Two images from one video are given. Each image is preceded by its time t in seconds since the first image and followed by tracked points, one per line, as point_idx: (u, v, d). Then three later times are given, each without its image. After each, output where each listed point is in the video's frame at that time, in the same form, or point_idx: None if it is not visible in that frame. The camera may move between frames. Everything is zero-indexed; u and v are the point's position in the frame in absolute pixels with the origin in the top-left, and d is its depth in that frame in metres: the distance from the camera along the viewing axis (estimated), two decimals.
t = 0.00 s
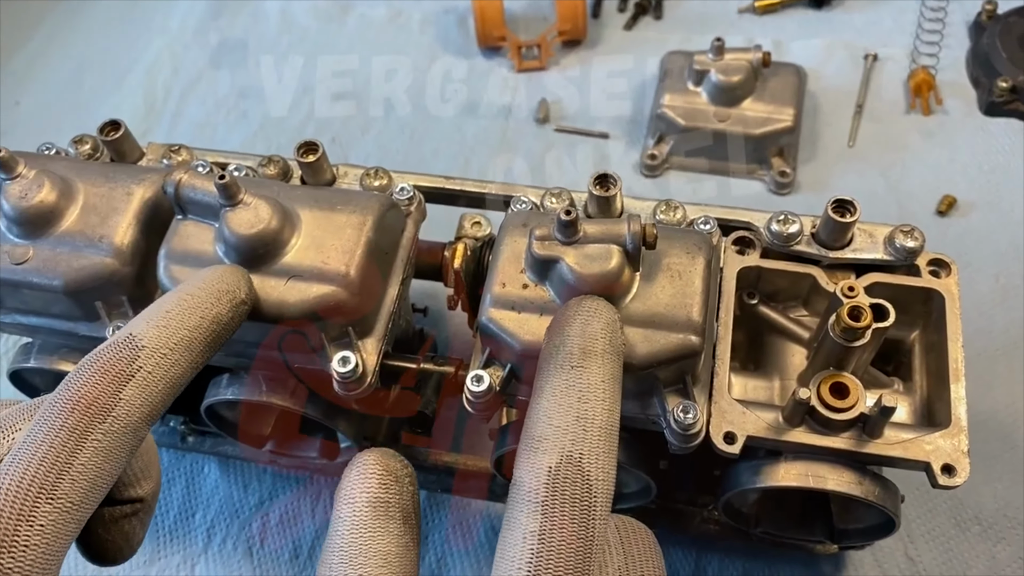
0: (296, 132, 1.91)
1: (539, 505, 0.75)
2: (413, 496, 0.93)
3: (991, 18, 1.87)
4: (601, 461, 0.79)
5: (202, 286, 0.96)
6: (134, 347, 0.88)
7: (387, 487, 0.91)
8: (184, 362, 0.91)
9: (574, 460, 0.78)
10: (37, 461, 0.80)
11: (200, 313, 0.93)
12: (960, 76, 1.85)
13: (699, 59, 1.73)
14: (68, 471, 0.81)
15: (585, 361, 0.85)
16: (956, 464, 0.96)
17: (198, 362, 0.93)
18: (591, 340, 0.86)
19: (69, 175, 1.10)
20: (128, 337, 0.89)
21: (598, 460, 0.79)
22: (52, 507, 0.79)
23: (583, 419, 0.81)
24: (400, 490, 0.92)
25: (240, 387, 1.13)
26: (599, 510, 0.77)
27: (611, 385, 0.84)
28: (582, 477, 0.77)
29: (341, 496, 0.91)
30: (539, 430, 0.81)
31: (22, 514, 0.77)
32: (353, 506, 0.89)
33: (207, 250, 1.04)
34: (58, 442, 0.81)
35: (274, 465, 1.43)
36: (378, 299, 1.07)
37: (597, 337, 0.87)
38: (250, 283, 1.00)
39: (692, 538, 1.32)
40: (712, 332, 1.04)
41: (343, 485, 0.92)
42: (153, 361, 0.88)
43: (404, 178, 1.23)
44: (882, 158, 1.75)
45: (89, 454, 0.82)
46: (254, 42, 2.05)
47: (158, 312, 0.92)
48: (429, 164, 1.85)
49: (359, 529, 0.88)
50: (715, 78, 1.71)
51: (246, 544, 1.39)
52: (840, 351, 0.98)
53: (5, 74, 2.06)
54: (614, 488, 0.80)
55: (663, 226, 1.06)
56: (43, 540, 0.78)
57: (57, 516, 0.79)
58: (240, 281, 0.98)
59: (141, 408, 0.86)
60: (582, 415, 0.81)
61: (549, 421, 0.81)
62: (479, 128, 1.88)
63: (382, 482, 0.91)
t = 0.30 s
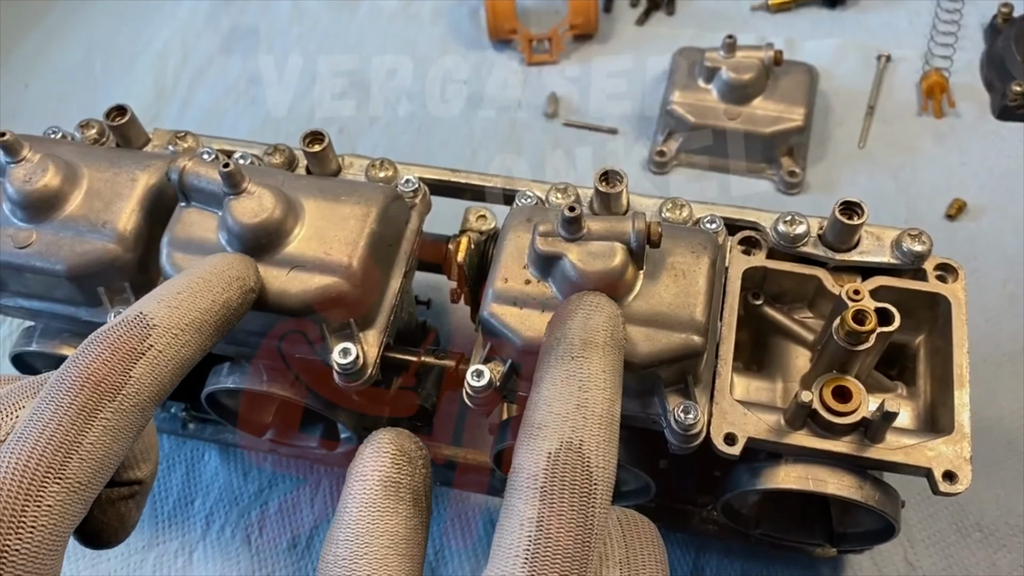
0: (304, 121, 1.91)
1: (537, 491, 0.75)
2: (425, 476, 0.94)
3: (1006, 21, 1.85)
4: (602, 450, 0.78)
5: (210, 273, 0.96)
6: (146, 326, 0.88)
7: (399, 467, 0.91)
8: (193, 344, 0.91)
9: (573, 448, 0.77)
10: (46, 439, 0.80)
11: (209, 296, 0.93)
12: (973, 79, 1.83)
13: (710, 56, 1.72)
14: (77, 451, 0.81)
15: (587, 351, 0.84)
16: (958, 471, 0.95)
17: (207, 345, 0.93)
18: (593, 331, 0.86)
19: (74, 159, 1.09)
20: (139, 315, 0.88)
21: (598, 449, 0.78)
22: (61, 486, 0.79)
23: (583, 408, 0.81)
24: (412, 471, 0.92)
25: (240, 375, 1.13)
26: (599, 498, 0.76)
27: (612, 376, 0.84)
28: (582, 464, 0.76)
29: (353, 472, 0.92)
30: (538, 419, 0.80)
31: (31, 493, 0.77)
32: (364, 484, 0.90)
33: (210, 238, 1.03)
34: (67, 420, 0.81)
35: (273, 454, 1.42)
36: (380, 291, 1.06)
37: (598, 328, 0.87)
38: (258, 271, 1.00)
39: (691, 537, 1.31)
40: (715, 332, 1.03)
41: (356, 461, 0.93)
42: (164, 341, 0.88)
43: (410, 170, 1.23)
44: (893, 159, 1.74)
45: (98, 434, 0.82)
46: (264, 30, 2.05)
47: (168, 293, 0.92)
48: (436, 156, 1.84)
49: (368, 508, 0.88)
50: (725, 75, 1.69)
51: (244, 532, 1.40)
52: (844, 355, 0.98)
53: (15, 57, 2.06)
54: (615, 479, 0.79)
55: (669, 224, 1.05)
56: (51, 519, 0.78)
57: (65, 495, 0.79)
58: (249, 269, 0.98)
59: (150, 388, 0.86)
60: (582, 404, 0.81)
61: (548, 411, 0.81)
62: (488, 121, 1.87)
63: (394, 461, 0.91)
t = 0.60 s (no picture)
0: (310, 114, 1.90)
1: (513, 488, 0.76)
2: (414, 468, 0.93)
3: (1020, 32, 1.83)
4: (581, 448, 0.79)
5: (210, 263, 0.95)
6: (143, 310, 0.88)
7: (388, 458, 0.90)
8: (190, 331, 0.90)
9: (552, 446, 0.78)
10: (39, 419, 0.80)
11: (207, 284, 0.93)
12: (984, 89, 1.82)
13: (718, 59, 1.71)
14: (70, 433, 0.81)
15: (571, 353, 0.84)
16: (951, 489, 0.94)
17: (204, 332, 0.93)
18: (577, 334, 0.85)
19: (73, 149, 1.09)
20: (137, 299, 0.88)
21: (577, 447, 0.79)
22: (52, 468, 0.79)
23: (565, 409, 0.81)
24: (402, 462, 0.91)
25: (234, 369, 1.13)
26: (577, 495, 0.77)
27: (596, 378, 0.84)
28: (560, 472, 0.77)
29: (343, 461, 0.91)
30: (519, 418, 0.81)
31: (22, 474, 0.78)
32: (353, 476, 0.89)
33: (206, 232, 1.03)
34: (61, 402, 0.81)
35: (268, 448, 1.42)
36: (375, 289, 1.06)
37: (583, 332, 0.85)
38: (254, 263, 0.99)
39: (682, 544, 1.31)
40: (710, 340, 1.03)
41: (349, 450, 0.92)
42: (161, 325, 0.88)
43: (409, 168, 1.22)
44: (900, 169, 1.72)
45: (91, 416, 0.82)
46: (273, 21, 2.04)
47: (167, 278, 0.92)
48: (441, 153, 1.83)
49: (355, 500, 0.87)
50: (733, 80, 1.68)
51: (237, 524, 1.40)
52: (839, 368, 0.97)
53: (24, 43, 2.06)
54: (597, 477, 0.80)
55: (666, 231, 1.04)
56: (41, 501, 0.78)
57: (56, 477, 0.79)
58: (249, 263, 0.98)
59: (146, 373, 0.86)
60: (563, 405, 0.81)
61: (529, 410, 0.82)
62: (494, 119, 1.87)
63: (384, 453, 0.90)
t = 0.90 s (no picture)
0: (319, 110, 1.91)
1: (495, 506, 0.77)
2: (407, 479, 0.93)
3: None
4: (565, 468, 0.80)
5: (208, 267, 0.94)
6: (135, 312, 0.88)
7: (382, 468, 0.90)
8: (182, 333, 0.91)
9: (536, 465, 0.79)
10: (27, 419, 0.81)
11: (201, 288, 0.92)
12: (998, 108, 1.80)
13: (729, 70, 1.70)
14: (57, 433, 0.81)
15: (560, 370, 0.85)
16: (940, 516, 0.93)
17: (197, 334, 0.93)
18: (567, 351, 0.86)
19: (77, 143, 1.10)
20: (130, 301, 0.89)
21: (561, 467, 0.80)
22: (37, 467, 0.80)
23: (551, 427, 0.83)
24: (396, 472, 0.91)
25: (229, 368, 1.14)
26: (558, 515, 0.78)
27: (584, 396, 0.85)
28: (544, 493, 0.78)
29: (338, 469, 0.91)
30: (505, 434, 0.83)
31: (7, 472, 0.79)
32: (346, 484, 0.89)
33: (205, 231, 1.04)
34: (50, 402, 0.82)
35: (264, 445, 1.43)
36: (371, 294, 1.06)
37: (573, 349, 0.86)
38: (246, 262, 0.98)
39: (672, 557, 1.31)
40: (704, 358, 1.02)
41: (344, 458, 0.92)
42: (152, 328, 0.88)
43: (412, 172, 1.22)
44: (908, 186, 1.71)
45: (79, 417, 0.83)
46: (286, 16, 2.05)
47: (162, 280, 0.92)
48: (448, 154, 1.83)
49: (348, 509, 0.87)
50: (743, 91, 1.67)
51: (230, 519, 1.40)
52: (832, 390, 0.96)
53: (39, 29, 2.07)
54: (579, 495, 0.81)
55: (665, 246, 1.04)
56: (25, 499, 0.79)
57: (41, 476, 0.80)
58: (244, 265, 0.97)
59: (136, 374, 0.87)
60: (549, 423, 0.83)
61: (516, 428, 0.83)
62: (503, 121, 1.86)
63: (378, 463, 0.90)
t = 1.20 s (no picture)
0: (333, 110, 1.91)
1: (483, 528, 0.78)
2: (404, 493, 0.93)
3: None
4: (555, 490, 0.81)
5: (206, 273, 0.95)
6: (135, 323, 0.89)
7: (379, 481, 0.91)
8: (180, 343, 0.92)
9: (525, 488, 0.80)
10: (26, 429, 0.81)
11: (200, 297, 0.93)
12: (1015, 134, 1.78)
13: (744, 86, 1.69)
14: (55, 443, 0.82)
15: (553, 390, 0.85)
16: (932, 551, 0.92)
17: (194, 344, 0.94)
18: (562, 371, 0.86)
19: (87, 139, 1.11)
20: (129, 310, 0.89)
21: (550, 488, 0.81)
22: (35, 476, 0.81)
23: (542, 448, 0.83)
24: (394, 485, 0.91)
25: (228, 369, 1.14)
26: (546, 538, 0.79)
27: (577, 416, 0.85)
28: (532, 518, 0.79)
29: (335, 480, 0.91)
30: (496, 453, 0.83)
31: (6, 480, 0.80)
32: (343, 495, 0.89)
33: (208, 232, 1.04)
34: (49, 412, 0.82)
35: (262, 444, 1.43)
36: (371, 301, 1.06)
37: (568, 369, 0.86)
38: (247, 270, 0.98)
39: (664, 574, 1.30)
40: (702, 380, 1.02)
41: (342, 470, 0.92)
42: (151, 339, 0.89)
43: (418, 180, 1.23)
44: (920, 210, 1.70)
45: (77, 428, 0.83)
46: (305, 14, 2.05)
47: (161, 289, 0.92)
48: (459, 159, 1.83)
49: (344, 519, 0.88)
50: (757, 108, 1.66)
51: (226, 515, 1.41)
52: (828, 419, 0.95)
53: (59, 18, 2.09)
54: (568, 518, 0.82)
55: (667, 265, 1.03)
56: (24, 508, 0.80)
57: (39, 485, 0.81)
58: (243, 272, 0.97)
59: (134, 385, 0.87)
60: (540, 443, 0.83)
61: (507, 449, 0.83)
62: (515, 128, 1.86)
63: (375, 476, 0.91)
